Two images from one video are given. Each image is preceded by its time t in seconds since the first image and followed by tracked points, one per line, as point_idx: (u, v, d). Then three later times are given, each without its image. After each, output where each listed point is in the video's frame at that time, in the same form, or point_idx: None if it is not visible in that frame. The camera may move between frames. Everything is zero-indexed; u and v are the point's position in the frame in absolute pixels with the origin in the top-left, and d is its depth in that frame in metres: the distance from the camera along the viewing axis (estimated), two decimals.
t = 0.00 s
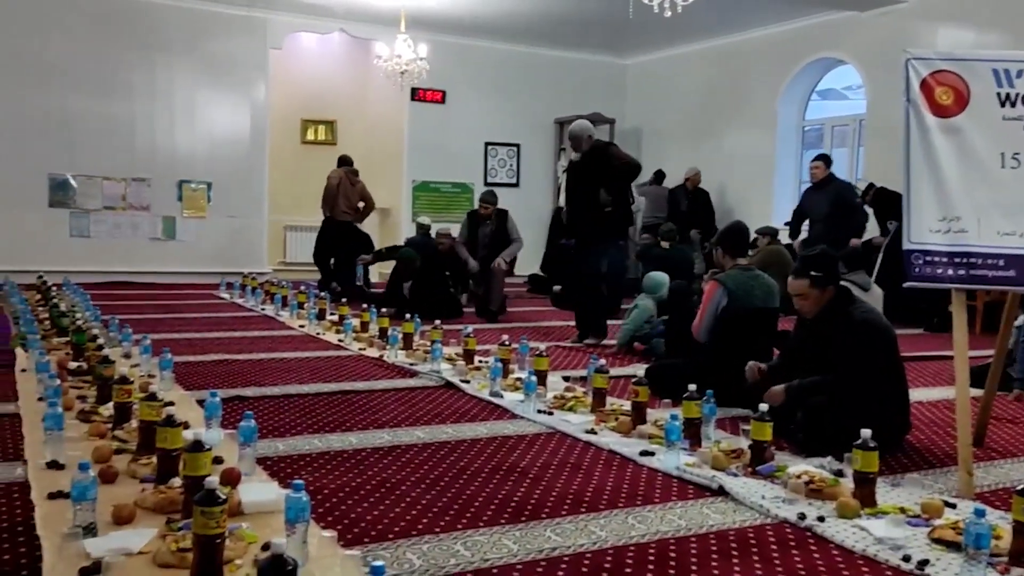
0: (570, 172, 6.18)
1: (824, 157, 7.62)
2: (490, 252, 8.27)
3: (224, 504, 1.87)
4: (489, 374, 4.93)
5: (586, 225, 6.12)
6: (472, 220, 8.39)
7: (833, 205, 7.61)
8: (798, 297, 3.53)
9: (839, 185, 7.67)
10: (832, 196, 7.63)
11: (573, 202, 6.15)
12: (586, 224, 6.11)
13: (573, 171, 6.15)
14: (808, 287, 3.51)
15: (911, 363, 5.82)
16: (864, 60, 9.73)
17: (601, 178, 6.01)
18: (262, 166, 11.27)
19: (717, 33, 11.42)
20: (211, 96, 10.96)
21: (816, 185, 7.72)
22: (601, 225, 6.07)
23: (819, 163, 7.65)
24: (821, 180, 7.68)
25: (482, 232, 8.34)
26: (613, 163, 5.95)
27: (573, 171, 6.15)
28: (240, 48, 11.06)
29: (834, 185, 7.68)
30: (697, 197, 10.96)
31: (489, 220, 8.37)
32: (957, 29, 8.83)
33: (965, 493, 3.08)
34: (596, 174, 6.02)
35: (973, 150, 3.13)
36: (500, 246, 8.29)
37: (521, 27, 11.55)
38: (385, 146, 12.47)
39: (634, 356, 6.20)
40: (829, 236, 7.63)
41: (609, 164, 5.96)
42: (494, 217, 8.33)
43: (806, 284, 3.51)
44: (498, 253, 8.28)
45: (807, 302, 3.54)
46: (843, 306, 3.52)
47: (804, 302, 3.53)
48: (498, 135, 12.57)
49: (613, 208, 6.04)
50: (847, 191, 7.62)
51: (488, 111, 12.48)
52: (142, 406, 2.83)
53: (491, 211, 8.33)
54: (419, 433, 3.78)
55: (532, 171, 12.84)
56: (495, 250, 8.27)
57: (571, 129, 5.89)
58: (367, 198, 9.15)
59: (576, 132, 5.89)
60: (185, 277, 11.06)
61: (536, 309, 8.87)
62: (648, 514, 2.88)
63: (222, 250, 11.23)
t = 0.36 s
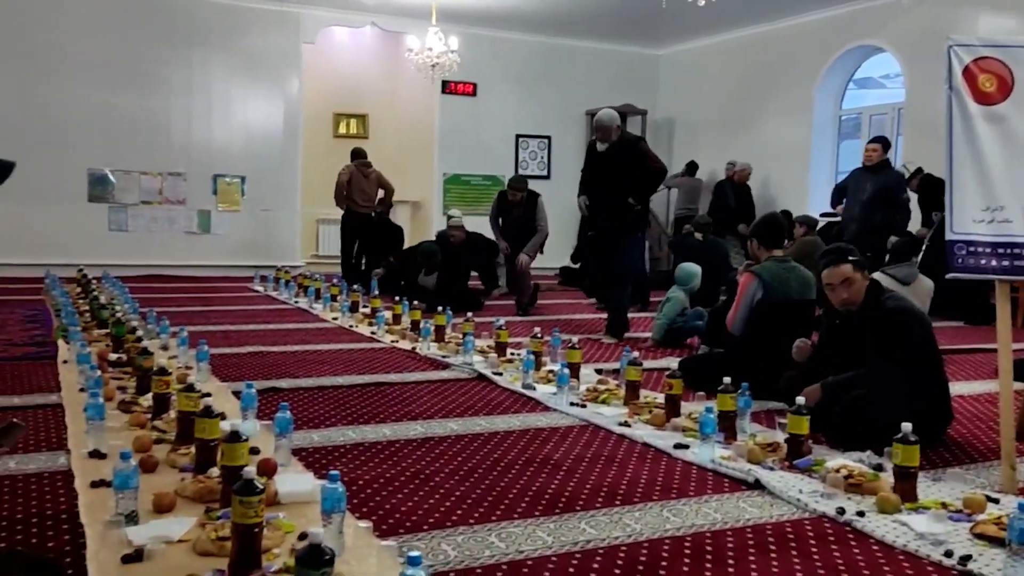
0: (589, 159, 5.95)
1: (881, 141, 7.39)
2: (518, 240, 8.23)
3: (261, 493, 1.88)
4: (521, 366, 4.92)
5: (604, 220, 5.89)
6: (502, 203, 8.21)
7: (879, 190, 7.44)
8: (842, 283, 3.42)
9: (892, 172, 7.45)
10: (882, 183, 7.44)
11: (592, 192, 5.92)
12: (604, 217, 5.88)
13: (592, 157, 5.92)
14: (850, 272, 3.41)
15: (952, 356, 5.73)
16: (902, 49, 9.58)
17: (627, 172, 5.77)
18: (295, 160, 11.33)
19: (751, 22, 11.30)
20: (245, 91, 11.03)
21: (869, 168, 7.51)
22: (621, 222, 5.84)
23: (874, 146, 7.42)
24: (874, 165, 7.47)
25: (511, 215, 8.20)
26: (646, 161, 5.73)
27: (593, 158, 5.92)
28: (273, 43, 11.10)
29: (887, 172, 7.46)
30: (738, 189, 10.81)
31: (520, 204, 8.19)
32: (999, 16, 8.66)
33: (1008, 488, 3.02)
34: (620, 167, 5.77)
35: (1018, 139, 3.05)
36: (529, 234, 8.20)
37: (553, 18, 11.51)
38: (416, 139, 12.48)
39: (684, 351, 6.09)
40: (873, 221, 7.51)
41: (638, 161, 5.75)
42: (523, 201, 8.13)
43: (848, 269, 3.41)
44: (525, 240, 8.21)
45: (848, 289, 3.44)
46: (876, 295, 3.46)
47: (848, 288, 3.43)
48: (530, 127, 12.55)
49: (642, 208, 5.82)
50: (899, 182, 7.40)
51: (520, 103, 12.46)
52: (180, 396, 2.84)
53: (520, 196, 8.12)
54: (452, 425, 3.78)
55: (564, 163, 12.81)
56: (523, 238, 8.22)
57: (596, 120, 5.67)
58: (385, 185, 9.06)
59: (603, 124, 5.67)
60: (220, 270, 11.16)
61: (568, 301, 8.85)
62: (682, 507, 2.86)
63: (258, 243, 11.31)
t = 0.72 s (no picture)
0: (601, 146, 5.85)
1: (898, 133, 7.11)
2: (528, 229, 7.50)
3: (283, 484, 1.88)
4: (541, 359, 4.91)
5: (615, 209, 5.80)
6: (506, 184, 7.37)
7: (898, 180, 7.28)
8: (868, 274, 3.40)
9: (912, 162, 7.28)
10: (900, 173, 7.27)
11: (603, 180, 5.83)
12: (615, 206, 5.79)
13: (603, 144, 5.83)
14: (875, 262, 3.40)
15: (977, 348, 5.66)
16: (926, 38, 9.48)
17: (637, 162, 5.67)
18: (314, 154, 11.36)
19: (772, 11, 11.21)
20: (265, 85, 11.06)
21: (890, 159, 7.34)
22: (631, 212, 5.73)
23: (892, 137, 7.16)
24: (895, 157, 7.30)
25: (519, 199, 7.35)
26: (659, 151, 5.62)
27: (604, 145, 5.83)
28: (293, 36, 11.12)
29: (907, 161, 7.28)
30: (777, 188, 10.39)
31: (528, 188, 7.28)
32: None
33: None
34: (631, 156, 5.68)
35: None
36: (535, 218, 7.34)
37: (572, 10, 11.47)
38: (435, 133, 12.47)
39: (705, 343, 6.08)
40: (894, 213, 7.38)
41: (650, 151, 5.66)
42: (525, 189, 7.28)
43: (872, 258, 3.40)
44: (531, 226, 7.35)
45: (873, 280, 3.41)
46: (899, 288, 3.43)
47: (874, 279, 3.41)
48: (549, 119, 12.52)
49: (654, 200, 5.71)
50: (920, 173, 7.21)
51: (540, 95, 12.43)
52: (203, 388, 2.85)
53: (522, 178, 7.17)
54: (473, 417, 3.77)
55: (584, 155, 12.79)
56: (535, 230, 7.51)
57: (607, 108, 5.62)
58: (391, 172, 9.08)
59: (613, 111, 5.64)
60: (241, 263, 11.22)
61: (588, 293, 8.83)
62: (704, 499, 2.84)
63: (278, 236, 11.35)
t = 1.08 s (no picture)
0: (597, 137, 5.75)
1: (894, 120, 7.14)
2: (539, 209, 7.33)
3: (301, 472, 1.88)
4: (558, 348, 4.90)
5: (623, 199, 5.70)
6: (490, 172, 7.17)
7: (899, 168, 7.25)
8: (900, 260, 3.36)
9: (909, 149, 7.27)
10: (899, 161, 7.26)
11: (604, 171, 5.73)
12: (622, 196, 5.69)
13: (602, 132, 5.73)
14: (905, 249, 3.36)
15: (999, 337, 5.61)
16: (947, 24, 9.37)
17: (643, 148, 5.61)
18: (330, 143, 11.37)
19: None
20: (280, 75, 11.06)
21: (886, 147, 7.32)
22: (640, 200, 5.66)
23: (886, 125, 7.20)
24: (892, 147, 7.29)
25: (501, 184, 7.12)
26: (663, 136, 5.58)
27: (602, 135, 5.73)
28: (307, 26, 11.11)
29: (904, 149, 7.28)
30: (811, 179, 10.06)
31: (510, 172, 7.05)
32: None
33: None
34: (635, 142, 5.62)
35: None
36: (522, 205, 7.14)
37: None
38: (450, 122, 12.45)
39: (724, 333, 6.04)
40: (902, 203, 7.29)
41: (652, 136, 5.60)
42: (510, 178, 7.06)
43: (902, 245, 3.36)
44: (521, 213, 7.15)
45: (901, 268, 3.38)
46: (926, 277, 3.41)
47: (905, 265, 3.37)
48: (565, 108, 12.50)
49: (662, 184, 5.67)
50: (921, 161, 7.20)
51: (555, 84, 12.40)
52: (221, 376, 2.86)
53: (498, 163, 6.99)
54: (490, 406, 3.77)
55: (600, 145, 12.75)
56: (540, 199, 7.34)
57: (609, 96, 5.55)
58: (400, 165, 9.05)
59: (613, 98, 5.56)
60: (258, 253, 11.26)
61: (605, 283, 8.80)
62: (723, 489, 2.83)
63: (294, 226, 11.38)
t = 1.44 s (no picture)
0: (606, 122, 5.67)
1: (870, 105, 7.06)
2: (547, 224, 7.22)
3: (305, 462, 1.88)
4: (563, 338, 4.90)
5: (634, 189, 5.64)
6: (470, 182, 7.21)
7: (880, 152, 7.14)
8: (911, 250, 3.33)
9: (891, 132, 7.15)
10: (881, 145, 7.14)
11: (611, 158, 5.65)
12: (624, 183, 5.64)
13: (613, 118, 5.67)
14: (916, 238, 3.33)
15: (1006, 327, 5.58)
16: (956, 12, 9.33)
17: (653, 136, 5.59)
18: (335, 133, 11.36)
19: None
20: (285, 65, 11.05)
21: (869, 133, 7.21)
22: (651, 189, 5.64)
23: (864, 111, 7.12)
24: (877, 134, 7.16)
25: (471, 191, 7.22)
26: (675, 126, 5.60)
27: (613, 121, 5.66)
28: (311, 15, 11.08)
29: (887, 132, 7.16)
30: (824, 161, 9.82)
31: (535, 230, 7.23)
32: None
33: None
34: (644, 131, 5.59)
35: None
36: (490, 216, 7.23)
37: None
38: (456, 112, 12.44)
39: (731, 322, 6.01)
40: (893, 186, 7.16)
41: (662, 126, 5.61)
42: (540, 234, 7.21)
43: (913, 235, 3.33)
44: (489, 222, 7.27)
45: (912, 258, 3.35)
46: (935, 267, 3.39)
47: (917, 255, 3.34)
48: (570, 98, 12.48)
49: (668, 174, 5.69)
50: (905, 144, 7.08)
51: (562, 73, 12.38)
52: (224, 366, 2.86)
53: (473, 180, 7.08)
54: (495, 397, 3.76)
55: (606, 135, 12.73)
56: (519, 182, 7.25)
57: (625, 81, 5.50)
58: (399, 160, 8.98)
59: (629, 83, 5.51)
60: (263, 244, 11.27)
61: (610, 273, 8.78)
62: (728, 479, 2.82)
63: (297, 217, 11.37)
